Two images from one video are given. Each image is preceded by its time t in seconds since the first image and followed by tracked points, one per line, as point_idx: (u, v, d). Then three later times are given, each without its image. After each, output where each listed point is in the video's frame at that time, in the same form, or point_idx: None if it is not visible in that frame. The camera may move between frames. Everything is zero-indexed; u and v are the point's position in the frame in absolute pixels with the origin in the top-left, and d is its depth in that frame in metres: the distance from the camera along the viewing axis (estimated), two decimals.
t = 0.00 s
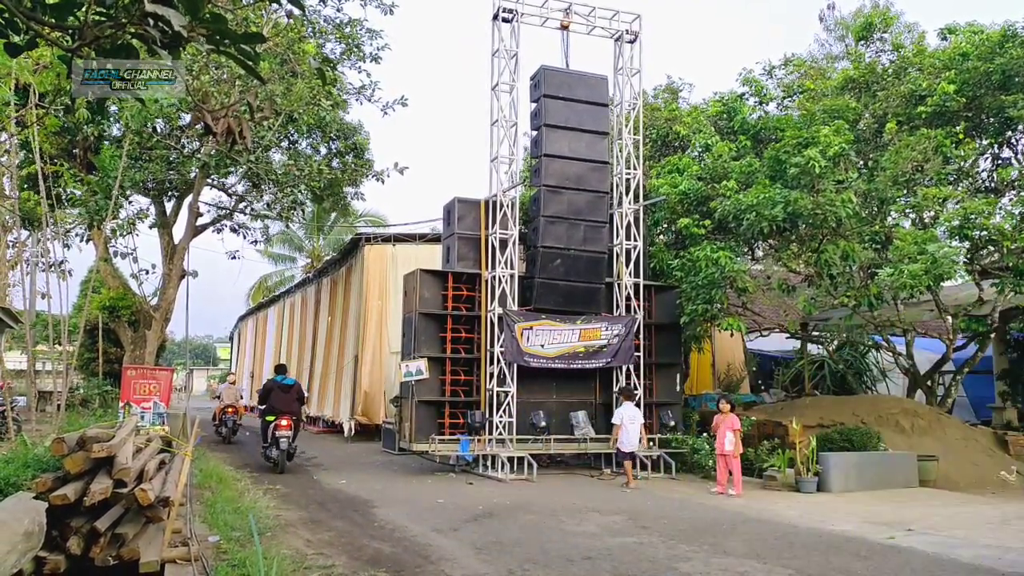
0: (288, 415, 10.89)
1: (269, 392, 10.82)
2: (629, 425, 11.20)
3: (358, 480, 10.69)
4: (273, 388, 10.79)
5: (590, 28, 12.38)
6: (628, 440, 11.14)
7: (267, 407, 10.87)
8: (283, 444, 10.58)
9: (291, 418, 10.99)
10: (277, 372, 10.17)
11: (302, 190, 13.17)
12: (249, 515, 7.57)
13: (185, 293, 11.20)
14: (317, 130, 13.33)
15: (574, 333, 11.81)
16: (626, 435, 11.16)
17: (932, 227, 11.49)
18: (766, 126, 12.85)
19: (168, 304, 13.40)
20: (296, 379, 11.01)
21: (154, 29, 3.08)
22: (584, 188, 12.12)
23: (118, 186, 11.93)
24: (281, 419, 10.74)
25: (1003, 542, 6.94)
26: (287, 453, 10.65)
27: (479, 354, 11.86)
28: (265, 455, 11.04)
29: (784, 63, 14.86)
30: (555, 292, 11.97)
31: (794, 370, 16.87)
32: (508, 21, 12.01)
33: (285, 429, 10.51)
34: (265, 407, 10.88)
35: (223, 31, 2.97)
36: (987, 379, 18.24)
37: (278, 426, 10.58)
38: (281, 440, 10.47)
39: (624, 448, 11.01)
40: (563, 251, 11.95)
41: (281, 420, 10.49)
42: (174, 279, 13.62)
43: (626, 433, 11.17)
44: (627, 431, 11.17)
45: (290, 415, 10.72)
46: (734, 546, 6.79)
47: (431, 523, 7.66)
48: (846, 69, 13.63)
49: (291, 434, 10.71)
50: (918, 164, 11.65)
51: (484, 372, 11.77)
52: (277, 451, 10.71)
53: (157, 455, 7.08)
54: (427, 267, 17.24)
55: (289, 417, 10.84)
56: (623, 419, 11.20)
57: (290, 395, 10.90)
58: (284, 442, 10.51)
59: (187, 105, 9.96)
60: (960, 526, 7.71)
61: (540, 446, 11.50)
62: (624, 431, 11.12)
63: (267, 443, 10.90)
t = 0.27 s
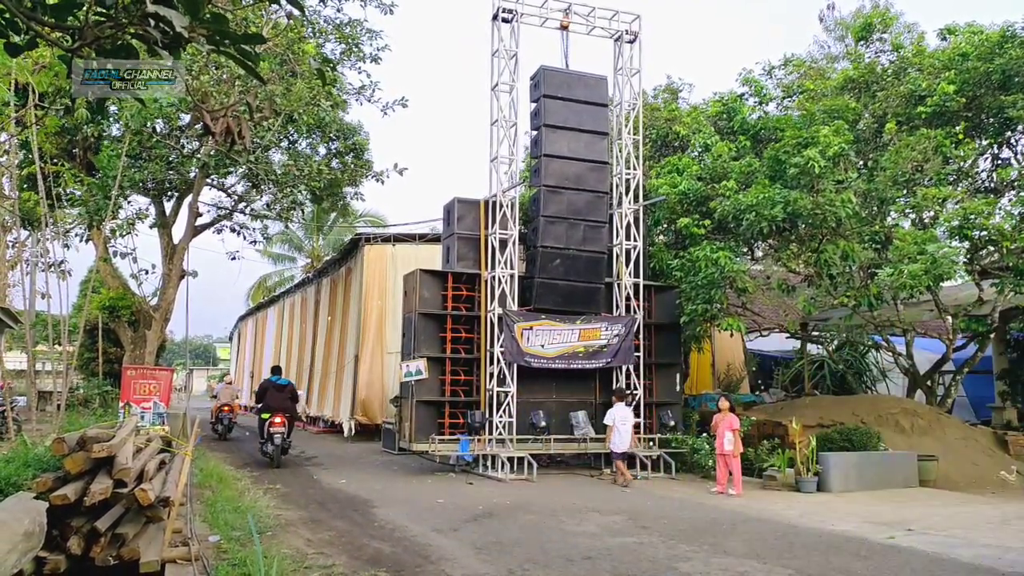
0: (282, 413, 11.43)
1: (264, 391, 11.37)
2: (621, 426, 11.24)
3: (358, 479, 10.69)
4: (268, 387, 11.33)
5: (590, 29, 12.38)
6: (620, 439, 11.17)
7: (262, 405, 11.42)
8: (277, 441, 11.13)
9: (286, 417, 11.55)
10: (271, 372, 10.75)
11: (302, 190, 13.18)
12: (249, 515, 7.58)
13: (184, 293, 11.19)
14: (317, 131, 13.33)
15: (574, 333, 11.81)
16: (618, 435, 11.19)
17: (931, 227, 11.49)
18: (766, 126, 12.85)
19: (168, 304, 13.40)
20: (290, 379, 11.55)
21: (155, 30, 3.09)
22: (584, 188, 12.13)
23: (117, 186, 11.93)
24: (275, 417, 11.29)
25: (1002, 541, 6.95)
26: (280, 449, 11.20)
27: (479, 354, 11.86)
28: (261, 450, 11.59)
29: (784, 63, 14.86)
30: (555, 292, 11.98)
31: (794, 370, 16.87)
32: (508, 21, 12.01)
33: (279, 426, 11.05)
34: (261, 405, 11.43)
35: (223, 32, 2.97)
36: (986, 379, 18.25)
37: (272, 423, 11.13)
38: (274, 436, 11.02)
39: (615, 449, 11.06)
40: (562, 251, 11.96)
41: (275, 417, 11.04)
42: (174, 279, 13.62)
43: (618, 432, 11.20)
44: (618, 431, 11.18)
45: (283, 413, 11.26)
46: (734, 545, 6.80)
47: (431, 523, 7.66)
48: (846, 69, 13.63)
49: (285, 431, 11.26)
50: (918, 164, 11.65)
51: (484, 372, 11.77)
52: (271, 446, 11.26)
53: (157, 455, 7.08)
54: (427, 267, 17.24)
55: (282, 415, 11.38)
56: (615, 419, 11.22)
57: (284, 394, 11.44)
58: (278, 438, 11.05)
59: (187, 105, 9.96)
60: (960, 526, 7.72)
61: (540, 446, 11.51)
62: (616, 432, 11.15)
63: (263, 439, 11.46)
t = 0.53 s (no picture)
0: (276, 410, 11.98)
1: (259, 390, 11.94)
2: (615, 423, 11.24)
3: (358, 479, 10.69)
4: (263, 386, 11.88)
5: (589, 28, 12.38)
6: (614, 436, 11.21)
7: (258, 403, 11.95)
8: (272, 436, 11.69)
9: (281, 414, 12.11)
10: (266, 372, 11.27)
11: (302, 190, 13.18)
12: (249, 515, 7.58)
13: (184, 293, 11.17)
14: (317, 130, 13.33)
15: (574, 333, 11.81)
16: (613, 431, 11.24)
17: (932, 226, 11.49)
18: (766, 126, 12.84)
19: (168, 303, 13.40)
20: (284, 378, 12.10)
21: (153, 30, 3.09)
22: (584, 188, 12.12)
23: (117, 186, 11.93)
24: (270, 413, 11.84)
25: (1002, 541, 6.95)
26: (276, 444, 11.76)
27: (479, 354, 11.86)
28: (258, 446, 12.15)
29: (784, 63, 14.86)
30: (555, 291, 11.97)
31: (794, 370, 16.87)
32: (508, 20, 12.01)
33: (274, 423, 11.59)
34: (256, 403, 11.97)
35: (222, 31, 2.96)
36: (986, 378, 18.25)
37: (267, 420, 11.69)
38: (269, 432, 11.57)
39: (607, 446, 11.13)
40: (563, 251, 11.95)
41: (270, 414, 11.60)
42: (174, 279, 13.61)
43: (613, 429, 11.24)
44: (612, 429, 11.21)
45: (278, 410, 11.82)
46: (734, 545, 6.80)
47: (431, 523, 7.66)
48: (846, 69, 13.63)
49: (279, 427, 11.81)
50: (918, 164, 11.64)
51: (484, 372, 11.77)
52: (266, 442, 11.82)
53: (157, 454, 7.08)
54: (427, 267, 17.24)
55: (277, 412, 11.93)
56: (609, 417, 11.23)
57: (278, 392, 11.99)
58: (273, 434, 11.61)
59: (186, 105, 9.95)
60: (960, 525, 7.72)
61: (540, 446, 11.54)
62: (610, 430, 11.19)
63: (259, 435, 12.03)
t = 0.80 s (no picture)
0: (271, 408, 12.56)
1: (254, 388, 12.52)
2: (610, 423, 11.22)
3: (358, 479, 10.69)
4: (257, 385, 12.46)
5: (589, 28, 12.38)
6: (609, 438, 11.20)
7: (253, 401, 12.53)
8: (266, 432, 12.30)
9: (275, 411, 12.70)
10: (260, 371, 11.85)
11: (302, 190, 13.19)
12: (249, 514, 7.58)
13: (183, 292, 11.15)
14: (317, 130, 13.33)
15: (574, 333, 11.81)
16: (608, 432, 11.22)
17: (931, 226, 11.51)
18: (766, 125, 12.84)
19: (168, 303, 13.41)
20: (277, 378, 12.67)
21: (153, 29, 3.09)
22: (584, 187, 12.12)
23: (118, 186, 11.93)
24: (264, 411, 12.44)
25: (1002, 540, 6.95)
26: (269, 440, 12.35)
27: (479, 353, 11.85)
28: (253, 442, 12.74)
29: (784, 62, 14.85)
30: (555, 291, 11.96)
31: (794, 370, 16.87)
32: (508, 20, 12.01)
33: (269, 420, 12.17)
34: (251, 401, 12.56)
35: (221, 31, 2.96)
36: (986, 378, 18.25)
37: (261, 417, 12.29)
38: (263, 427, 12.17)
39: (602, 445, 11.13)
40: (563, 250, 11.95)
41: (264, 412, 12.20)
42: (174, 279, 13.61)
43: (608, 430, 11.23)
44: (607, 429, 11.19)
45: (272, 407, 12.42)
46: (734, 544, 6.80)
47: (431, 522, 7.66)
48: (846, 68, 13.63)
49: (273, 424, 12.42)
50: (918, 163, 11.63)
51: (484, 372, 11.77)
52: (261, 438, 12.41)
53: (157, 454, 7.08)
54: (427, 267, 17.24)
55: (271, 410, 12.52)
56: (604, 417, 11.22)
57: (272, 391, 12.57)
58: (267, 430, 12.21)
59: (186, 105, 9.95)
60: (960, 525, 7.72)
61: (540, 446, 11.61)
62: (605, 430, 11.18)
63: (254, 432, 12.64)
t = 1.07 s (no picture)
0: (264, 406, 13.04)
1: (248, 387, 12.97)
2: (609, 423, 11.20)
3: (358, 479, 10.68)
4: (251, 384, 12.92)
5: (590, 27, 12.37)
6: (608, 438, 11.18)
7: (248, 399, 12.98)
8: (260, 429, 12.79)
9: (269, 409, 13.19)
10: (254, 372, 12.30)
11: (302, 189, 13.19)
12: (249, 514, 7.57)
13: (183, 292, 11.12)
14: (317, 130, 13.33)
15: (574, 332, 11.80)
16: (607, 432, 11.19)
17: (932, 226, 11.53)
18: (766, 125, 12.83)
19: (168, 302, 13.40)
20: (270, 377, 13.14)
21: (153, 28, 3.09)
22: (584, 187, 12.12)
23: (118, 185, 11.93)
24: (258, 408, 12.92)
25: (1003, 540, 6.94)
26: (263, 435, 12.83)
27: (479, 353, 11.85)
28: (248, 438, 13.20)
29: (784, 62, 14.85)
30: (556, 291, 11.96)
31: (794, 369, 16.86)
32: (508, 20, 12.01)
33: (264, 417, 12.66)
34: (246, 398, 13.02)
35: (221, 30, 2.96)
36: (986, 378, 18.24)
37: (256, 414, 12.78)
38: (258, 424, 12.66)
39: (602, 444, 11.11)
40: (563, 250, 11.95)
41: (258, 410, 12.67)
42: (174, 278, 13.61)
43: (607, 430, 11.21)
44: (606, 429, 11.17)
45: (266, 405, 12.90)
46: (734, 544, 6.79)
47: (431, 522, 7.66)
48: (846, 68, 13.62)
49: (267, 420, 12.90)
50: (918, 163, 11.63)
51: (485, 371, 11.77)
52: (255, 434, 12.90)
53: (157, 454, 7.08)
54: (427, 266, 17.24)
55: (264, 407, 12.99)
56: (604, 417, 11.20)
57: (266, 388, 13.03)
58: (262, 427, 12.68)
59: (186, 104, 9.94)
60: (960, 524, 7.71)
61: (540, 445, 11.62)
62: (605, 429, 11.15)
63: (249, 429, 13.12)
